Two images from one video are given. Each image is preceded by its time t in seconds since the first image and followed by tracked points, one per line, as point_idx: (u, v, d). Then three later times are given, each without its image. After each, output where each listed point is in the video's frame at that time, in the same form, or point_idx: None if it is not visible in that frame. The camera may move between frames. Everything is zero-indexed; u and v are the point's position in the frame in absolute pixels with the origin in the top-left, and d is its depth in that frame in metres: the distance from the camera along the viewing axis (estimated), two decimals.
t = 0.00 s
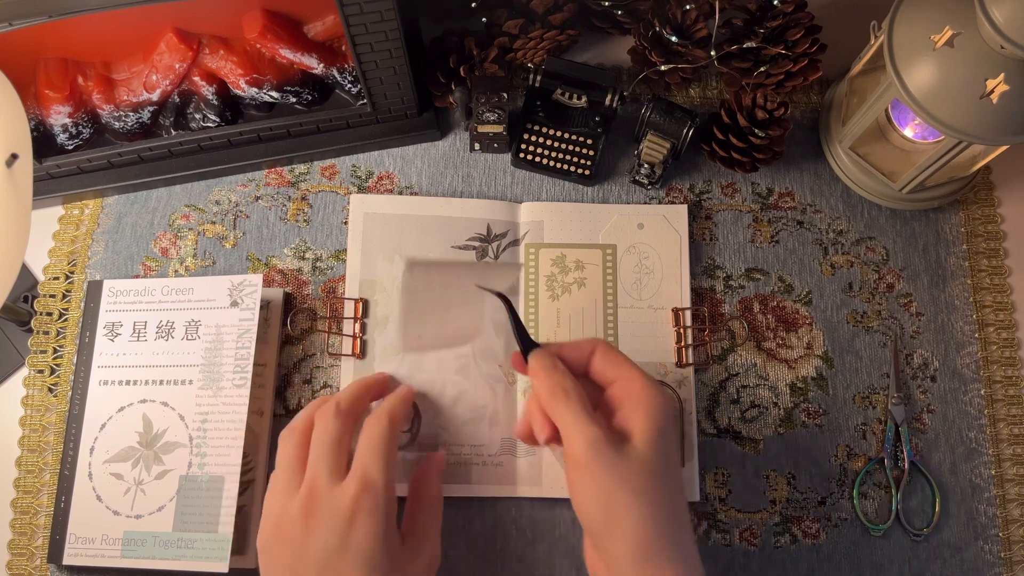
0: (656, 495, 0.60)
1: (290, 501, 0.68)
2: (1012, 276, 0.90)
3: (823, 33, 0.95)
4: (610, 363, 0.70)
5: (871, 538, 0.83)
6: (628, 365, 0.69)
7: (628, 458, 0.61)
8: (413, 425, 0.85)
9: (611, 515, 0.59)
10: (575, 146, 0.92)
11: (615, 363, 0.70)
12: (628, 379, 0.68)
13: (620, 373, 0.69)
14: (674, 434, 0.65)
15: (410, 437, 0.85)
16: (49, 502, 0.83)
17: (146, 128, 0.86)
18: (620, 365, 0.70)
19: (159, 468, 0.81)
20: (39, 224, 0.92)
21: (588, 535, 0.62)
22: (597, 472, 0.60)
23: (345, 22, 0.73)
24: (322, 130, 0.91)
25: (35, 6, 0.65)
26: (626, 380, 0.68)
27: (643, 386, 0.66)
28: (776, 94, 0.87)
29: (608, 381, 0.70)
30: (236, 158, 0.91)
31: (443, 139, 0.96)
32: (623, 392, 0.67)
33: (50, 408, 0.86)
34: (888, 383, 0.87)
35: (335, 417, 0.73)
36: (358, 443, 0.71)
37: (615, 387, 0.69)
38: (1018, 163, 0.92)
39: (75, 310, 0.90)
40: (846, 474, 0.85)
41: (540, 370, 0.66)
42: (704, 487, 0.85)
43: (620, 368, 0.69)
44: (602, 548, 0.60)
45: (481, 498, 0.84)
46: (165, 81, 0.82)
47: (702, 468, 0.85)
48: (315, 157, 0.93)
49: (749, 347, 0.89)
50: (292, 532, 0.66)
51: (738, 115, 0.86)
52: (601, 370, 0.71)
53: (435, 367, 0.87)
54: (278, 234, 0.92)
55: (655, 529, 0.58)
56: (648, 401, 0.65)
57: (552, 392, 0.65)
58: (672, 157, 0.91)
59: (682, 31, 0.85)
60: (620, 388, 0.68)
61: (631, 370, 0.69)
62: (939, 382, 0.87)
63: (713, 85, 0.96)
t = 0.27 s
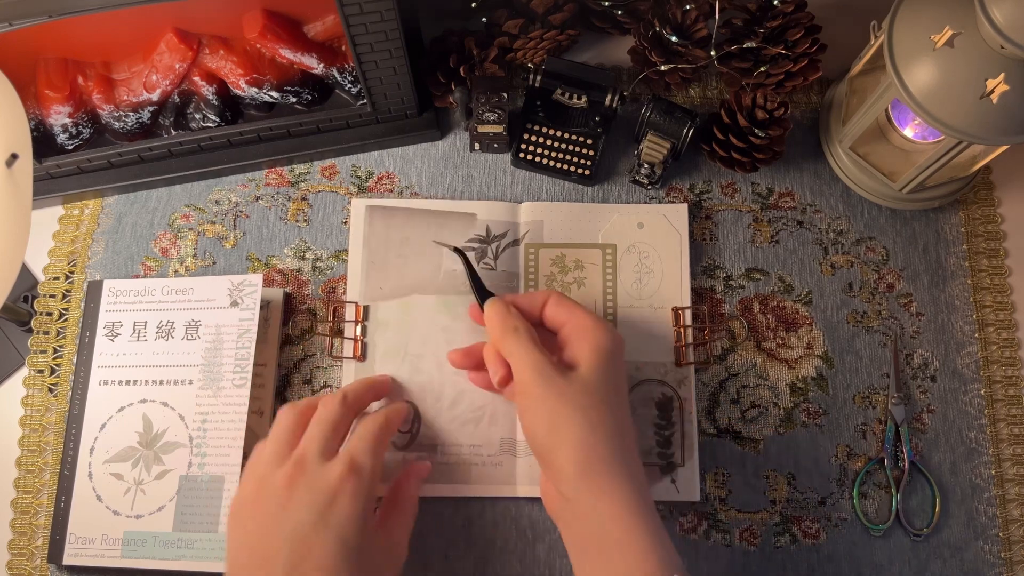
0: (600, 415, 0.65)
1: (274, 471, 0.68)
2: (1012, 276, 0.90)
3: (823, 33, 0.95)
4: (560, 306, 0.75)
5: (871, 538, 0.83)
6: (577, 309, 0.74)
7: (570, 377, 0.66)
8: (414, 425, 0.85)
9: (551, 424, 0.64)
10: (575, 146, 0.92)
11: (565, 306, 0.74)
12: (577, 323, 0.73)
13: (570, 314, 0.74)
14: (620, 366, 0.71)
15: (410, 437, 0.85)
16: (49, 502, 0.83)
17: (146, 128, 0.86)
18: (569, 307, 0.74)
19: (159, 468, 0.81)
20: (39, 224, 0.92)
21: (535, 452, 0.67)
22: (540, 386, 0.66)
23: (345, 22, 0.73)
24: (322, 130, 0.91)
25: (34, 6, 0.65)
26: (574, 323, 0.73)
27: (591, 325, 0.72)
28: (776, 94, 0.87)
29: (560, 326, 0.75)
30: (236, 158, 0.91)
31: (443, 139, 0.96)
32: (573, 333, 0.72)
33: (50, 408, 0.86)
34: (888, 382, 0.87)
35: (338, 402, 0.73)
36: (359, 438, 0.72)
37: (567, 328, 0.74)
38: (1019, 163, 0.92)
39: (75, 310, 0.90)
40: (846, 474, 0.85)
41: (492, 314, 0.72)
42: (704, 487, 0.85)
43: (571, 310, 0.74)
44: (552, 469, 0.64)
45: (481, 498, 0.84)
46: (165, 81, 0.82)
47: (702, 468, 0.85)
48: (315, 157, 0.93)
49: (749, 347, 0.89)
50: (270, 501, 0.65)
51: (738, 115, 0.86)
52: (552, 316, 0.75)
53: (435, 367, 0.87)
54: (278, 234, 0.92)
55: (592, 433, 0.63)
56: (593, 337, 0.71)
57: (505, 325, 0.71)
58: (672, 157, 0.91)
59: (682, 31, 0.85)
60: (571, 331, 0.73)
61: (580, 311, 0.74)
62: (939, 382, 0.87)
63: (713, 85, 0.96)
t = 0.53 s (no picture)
0: (581, 401, 0.64)
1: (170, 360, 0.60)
2: (1012, 276, 0.90)
3: (823, 33, 0.95)
4: (547, 297, 0.75)
5: (871, 538, 0.83)
6: (562, 298, 0.74)
7: (549, 360, 0.67)
8: (414, 424, 0.85)
9: (531, 407, 0.65)
10: (575, 147, 0.92)
11: (552, 295, 0.74)
12: (563, 312, 0.73)
13: (555, 303, 0.74)
14: (606, 353, 0.70)
15: (410, 436, 0.85)
16: (49, 502, 0.83)
17: (146, 128, 0.86)
18: (555, 298, 0.74)
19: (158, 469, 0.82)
20: (39, 224, 0.92)
21: (521, 442, 0.67)
22: (520, 371, 0.66)
23: (345, 22, 0.73)
24: (322, 130, 0.91)
25: (33, 6, 0.65)
26: (559, 312, 0.73)
27: (576, 311, 0.72)
28: (776, 94, 0.87)
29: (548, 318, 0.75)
30: (236, 158, 0.91)
31: (443, 139, 0.96)
32: (558, 323, 0.72)
33: (50, 408, 0.86)
34: (888, 382, 0.87)
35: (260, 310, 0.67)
36: (260, 334, 0.73)
37: (553, 319, 0.73)
38: (1019, 163, 0.92)
39: (75, 310, 0.89)
40: (846, 474, 0.85)
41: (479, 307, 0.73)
42: (704, 487, 0.85)
43: (556, 299, 0.74)
44: (536, 459, 0.64)
45: (481, 498, 0.84)
46: (165, 81, 0.82)
47: (702, 468, 0.85)
48: (315, 157, 0.93)
49: (749, 347, 0.89)
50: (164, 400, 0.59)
51: (738, 115, 0.86)
52: (540, 308, 0.76)
53: (435, 367, 0.87)
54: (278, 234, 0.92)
55: (569, 413, 0.64)
56: (577, 322, 0.71)
57: (489, 315, 0.72)
58: (672, 157, 0.91)
59: (682, 32, 0.85)
60: (558, 321, 0.73)
61: (565, 300, 0.74)
62: (939, 382, 0.87)
63: (713, 86, 0.96)
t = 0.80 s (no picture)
0: (573, 396, 0.64)
1: (200, 288, 0.64)
2: (1012, 276, 0.90)
3: (823, 33, 0.95)
4: (541, 293, 0.74)
5: (871, 538, 0.83)
6: (554, 294, 0.73)
7: (540, 355, 0.66)
8: (414, 424, 0.85)
9: (524, 403, 0.64)
10: (575, 147, 0.92)
11: (546, 292, 0.74)
12: (555, 309, 0.72)
13: (547, 300, 0.73)
14: (599, 348, 0.70)
15: (410, 436, 0.85)
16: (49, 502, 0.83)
17: (145, 128, 0.86)
18: (549, 295, 0.74)
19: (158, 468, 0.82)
20: (39, 224, 0.92)
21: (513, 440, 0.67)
22: (512, 369, 0.66)
23: (345, 22, 0.73)
24: (322, 130, 0.91)
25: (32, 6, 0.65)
26: (552, 309, 0.73)
27: (568, 308, 0.71)
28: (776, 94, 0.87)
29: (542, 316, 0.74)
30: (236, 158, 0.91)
31: (443, 139, 0.96)
32: (552, 319, 0.72)
33: (50, 408, 0.86)
34: (888, 382, 0.87)
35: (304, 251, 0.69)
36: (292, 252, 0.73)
37: (547, 317, 0.73)
38: (1019, 164, 0.92)
39: (75, 310, 0.89)
40: (846, 474, 0.85)
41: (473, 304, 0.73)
42: (704, 487, 0.85)
43: (549, 297, 0.73)
44: (529, 456, 0.64)
45: (481, 498, 0.84)
46: (165, 81, 0.81)
47: (703, 468, 0.85)
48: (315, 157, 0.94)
49: (749, 347, 0.89)
50: (183, 318, 0.63)
51: (738, 115, 0.86)
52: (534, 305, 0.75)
53: (435, 367, 0.87)
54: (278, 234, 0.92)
55: (562, 412, 0.63)
56: (568, 318, 0.70)
57: (480, 313, 0.71)
58: (672, 157, 0.91)
59: (682, 32, 0.85)
60: (550, 318, 0.72)
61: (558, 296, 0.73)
62: (939, 382, 0.87)
63: (713, 86, 0.96)
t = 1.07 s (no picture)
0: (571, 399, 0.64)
1: (216, 270, 0.68)
2: (1012, 276, 0.90)
3: (823, 32, 0.95)
4: (539, 293, 0.74)
5: (871, 538, 0.83)
6: (552, 294, 0.73)
7: (537, 356, 0.66)
8: (414, 425, 0.85)
9: (522, 405, 0.64)
10: (575, 146, 0.92)
11: (544, 292, 0.74)
12: (554, 310, 0.72)
13: (545, 300, 0.73)
14: (598, 350, 0.70)
15: (410, 436, 0.85)
16: (49, 502, 0.83)
17: (145, 128, 0.86)
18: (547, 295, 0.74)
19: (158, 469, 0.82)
20: (39, 225, 0.92)
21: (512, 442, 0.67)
22: (509, 371, 0.66)
23: (345, 22, 0.73)
24: (322, 130, 0.91)
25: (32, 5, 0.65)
26: (550, 309, 0.73)
27: (566, 311, 0.71)
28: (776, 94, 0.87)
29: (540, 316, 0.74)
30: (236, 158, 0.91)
31: (443, 139, 0.96)
32: (551, 321, 0.71)
33: (50, 408, 0.86)
34: (888, 382, 0.87)
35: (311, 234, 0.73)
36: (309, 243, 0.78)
37: (545, 317, 0.73)
38: (1019, 164, 0.92)
39: (75, 310, 0.89)
40: (846, 474, 0.85)
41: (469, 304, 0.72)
42: (704, 487, 0.85)
43: (548, 298, 0.73)
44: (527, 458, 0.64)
45: (481, 498, 0.84)
46: (165, 81, 0.81)
47: (703, 468, 0.85)
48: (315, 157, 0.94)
49: (749, 347, 0.89)
50: (194, 292, 0.68)
51: (738, 115, 0.86)
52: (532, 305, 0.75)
53: (435, 367, 0.87)
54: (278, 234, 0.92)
55: (560, 415, 0.63)
56: (567, 321, 0.70)
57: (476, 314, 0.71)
58: (672, 157, 0.91)
59: (682, 31, 0.85)
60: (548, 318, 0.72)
61: (556, 296, 0.73)
62: (939, 382, 0.87)
63: (713, 85, 0.96)
